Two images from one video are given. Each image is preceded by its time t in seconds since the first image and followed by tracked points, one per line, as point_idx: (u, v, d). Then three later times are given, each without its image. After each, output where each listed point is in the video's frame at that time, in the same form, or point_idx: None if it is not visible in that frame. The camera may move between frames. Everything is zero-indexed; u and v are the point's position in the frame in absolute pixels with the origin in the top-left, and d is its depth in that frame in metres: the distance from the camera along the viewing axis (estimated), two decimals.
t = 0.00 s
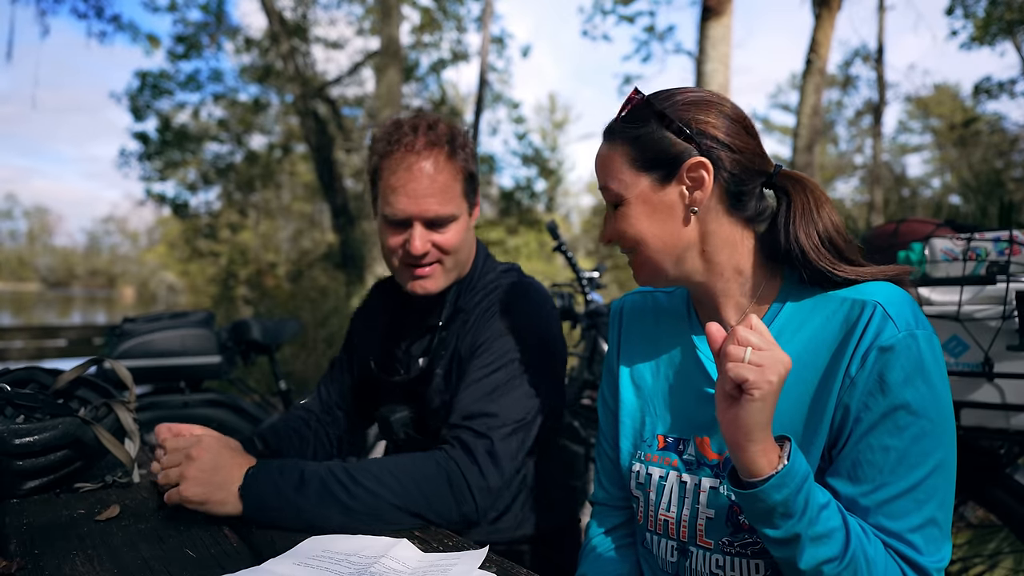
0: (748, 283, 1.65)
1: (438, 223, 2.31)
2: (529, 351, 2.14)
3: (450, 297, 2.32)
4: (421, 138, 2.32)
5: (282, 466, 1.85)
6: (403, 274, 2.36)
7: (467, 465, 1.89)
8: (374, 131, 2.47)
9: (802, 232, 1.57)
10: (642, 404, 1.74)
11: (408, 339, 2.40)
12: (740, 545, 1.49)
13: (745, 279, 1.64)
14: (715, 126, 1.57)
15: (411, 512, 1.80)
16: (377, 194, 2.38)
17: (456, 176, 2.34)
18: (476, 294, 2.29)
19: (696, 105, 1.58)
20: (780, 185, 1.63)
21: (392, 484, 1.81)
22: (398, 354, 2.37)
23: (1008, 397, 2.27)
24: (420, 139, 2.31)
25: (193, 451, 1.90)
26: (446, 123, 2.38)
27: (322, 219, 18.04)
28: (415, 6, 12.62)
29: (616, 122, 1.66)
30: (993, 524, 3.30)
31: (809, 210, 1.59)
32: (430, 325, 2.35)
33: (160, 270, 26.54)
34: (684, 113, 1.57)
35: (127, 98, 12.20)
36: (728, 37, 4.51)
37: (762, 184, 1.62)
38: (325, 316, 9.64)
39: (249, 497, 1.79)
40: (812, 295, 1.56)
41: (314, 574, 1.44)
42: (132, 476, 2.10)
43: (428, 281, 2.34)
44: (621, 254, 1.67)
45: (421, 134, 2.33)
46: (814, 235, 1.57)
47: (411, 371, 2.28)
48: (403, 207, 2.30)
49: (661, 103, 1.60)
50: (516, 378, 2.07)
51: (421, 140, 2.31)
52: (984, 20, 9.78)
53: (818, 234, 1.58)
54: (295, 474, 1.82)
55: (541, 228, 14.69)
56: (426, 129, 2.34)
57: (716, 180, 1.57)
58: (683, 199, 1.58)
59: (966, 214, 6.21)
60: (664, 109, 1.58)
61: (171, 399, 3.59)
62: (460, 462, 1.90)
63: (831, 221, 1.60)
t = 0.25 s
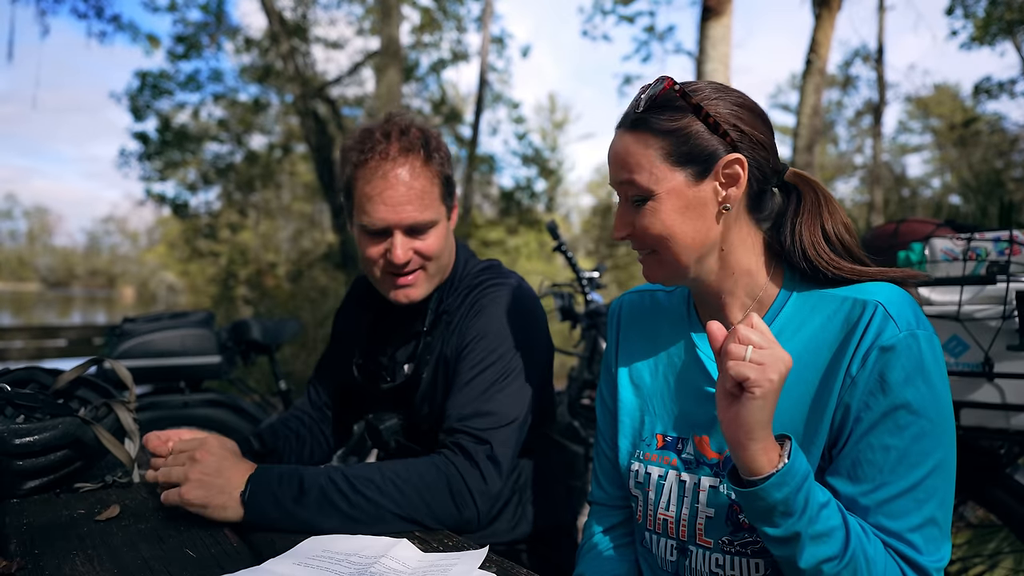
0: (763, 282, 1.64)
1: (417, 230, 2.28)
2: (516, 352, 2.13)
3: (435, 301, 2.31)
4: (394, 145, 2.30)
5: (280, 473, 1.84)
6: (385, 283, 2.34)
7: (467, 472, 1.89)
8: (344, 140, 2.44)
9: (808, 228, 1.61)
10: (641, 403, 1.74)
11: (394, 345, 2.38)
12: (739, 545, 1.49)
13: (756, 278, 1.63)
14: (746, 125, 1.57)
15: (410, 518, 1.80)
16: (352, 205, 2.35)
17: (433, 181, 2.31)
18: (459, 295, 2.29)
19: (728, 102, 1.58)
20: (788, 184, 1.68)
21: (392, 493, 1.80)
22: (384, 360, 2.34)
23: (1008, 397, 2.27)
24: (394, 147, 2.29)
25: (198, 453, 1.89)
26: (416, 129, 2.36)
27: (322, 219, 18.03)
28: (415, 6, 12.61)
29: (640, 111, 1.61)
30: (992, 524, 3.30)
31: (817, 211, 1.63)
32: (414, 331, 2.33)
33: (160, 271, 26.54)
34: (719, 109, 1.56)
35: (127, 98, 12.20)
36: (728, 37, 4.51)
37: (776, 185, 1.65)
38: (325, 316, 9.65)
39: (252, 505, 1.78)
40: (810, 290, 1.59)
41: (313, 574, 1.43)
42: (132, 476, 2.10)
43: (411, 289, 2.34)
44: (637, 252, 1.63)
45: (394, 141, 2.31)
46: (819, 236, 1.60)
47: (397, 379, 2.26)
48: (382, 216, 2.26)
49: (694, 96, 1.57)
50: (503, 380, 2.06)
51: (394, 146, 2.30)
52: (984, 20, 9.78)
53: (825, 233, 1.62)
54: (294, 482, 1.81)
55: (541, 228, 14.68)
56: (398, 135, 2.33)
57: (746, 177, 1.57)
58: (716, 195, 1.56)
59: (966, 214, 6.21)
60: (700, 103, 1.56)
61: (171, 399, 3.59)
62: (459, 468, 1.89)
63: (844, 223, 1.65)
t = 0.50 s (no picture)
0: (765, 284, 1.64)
1: (406, 233, 2.28)
2: (510, 351, 2.13)
3: (429, 302, 2.32)
4: (379, 150, 2.30)
5: (282, 471, 1.84)
6: (376, 285, 2.35)
7: (466, 472, 1.89)
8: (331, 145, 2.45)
9: (810, 236, 1.58)
10: (641, 402, 1.74)
11: (388, 346, 2.38)
12: (741, 546, 1.49)
13: (758, 279, 1.63)
14: (752, 125, 1.58)
15: (410, 518, 1.80)
16: (342, 210, 2.35)
17: (420, 183, 2.31)
18: (452, 295, 2.29)
19: (736, 101, 1.59)
20: (795, 190, 1.65)
21: (392, 492, 1.80)
22: (381, 361, 2.34)
23: (1008, 397, 2.26)
24: (379, 151, 2.29)
25: (203, 446, 1.90)
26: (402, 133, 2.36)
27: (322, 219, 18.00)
28: (415, 6, 12.61)
29: (646, 106, 1.63)
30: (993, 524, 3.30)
31: (821, 219, 1.61)
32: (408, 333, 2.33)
33: (160, 271, 26.52)
34: (728, 107, 1.57)
35: (127, 98, 12.20)
36: (728, 37, 4.51)
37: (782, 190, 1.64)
38: (326, 316, 9.67)
39: (253, 501, 1.79)
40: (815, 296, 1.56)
41: (314, 574, 1.43)
42: (132, 475, 2.10)
43: (401, 291, 2.35)
44: (633, 245, 1.66)
45: (380, 146, 2.32)
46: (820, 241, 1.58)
47: (393, 379, 2.27)
48: (370, 221, 2.26)
49: (701, 94, 1.58)
50: (496, 379, 2.05)
51: (379, 151, 2.30)
52: (984, 20, 9.78)
53: (828, 240, 1.59)
54: (294, 480, 1.81)
55: (541, 228, 14.68)
56: (383, 140, 2.34)
57: (747, 178, 1.57)
58: (714, 193, 1.57)
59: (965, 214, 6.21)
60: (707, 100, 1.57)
61: (171, 399, 3.59)
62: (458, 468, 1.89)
63: (850, 228, 1.62)
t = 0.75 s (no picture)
0: (762, 282, 1.64)
1: (415, 233, 2.27)
2: (512, 352, 2.13)
3: (434, 303, 2.32)
4: (389, 151, 2.31)
5: (283, 470, 1.84)
6: (384, 286, 2.34)
7: (468, 471, 1.89)
8: (340, 145, 2.46)
9: (809, 237, 1.57)
10: (640, 403, 1.74)
11: (393, 346, 2.38)
12: (738, 546, 1.49)
13: (756, 278, 1.63)
14: (747, 123, 1.58)
15: (409, 517, 1.80)
16: (351, 209, 2.36)
17: (429, 185, 2.31)
18: (456, 296, 2.29)
19: (733, 99, 1.58)
20: (795, 189, 1.65)
21: (393, 490, 1.80)
22: (385, 361, 2.34)
23: (1008, 397, 2.26)
24: (389, 151, 2.29)
25: (209, 442, 1.91)
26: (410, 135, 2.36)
27: (322, 219, 17.98)
28: (415, 6, 12.60)
29: (646, 104, 1.64)
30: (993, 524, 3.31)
31: (821, 219, 1.60)
32: (413, 332, 2.33)
33: (161, 271, 26.51)
34: (725, 106, 1.57)
35: (127, 98, 12.20)
36: (728, 37, 4.51)
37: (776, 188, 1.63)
38: (325, 316, 9.69)
39: (254, 499, 1.79)
40: (813, 299, 1.55)
41: (314, 574, 1.43)
42: (132, 475, 2.10)
43: (409, 292, 2.34)
44: (628, 240, 1.68)
45: (390, 146, 2.32)
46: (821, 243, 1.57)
47: (397, 379, 2.27)
48: (379, 221, 2.26)
49: (695, 90, 1.59)
50: (499, 381, 2.05)
51: (391, 152, 2.30)
52: (984, 20, 9.78)
53: (827, 240, 1.59)
54: (295, 477, 1.82)
55: (541, 228, 14.67)
56: (394, 140, 2.34)
57: (741, 176, 1.57)
58: (705, 190, 1.58)
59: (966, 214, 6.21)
60: (705, 98, 1.58)
61: (171, 400, 3.59)
62: (460, 467, 1.89)
63: (850, 228, 1.61)
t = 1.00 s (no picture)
0: (756, 282, 1.64)
1: (428, 233, 2.29)
2: (518, 354, 2.14)
3: (441, 304, 2.32)
4: (404, 149, 2.32)
5: (286, 466, 1.85)
6: (393, 285, 2.34)
7: (471, 472, 1.89)
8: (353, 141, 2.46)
9: (803, 238, 1.58)
10: (638, 403, 1.74)
11: (399, 347, 2.38)
12: (736, 545, 1.49)
13: (750, 277, 1.63)
14: (742, 124, 1.58)
15: (410, 517, 1.80)
16: (362, 208, 2.37)
17: (442, 184, 2.33)
18: (463, 297, 2.30)
19: (727, 101, 1.59)
20: (789, 189, 1.66)
21: (393, 489, 1.80)
22: (390, 361, 2.35)
23: (1008, 397, 2.26)
24: (404, 150, 2.30)
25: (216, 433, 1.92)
26: (422, 136, 2.37)
27: (322, 219, 17.97)
28: (415, 6, 12.60)
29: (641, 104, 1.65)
30: (993, 524, 3.31)
31: (815, 219, 1.61)
32: (421, 333, 2.34)
33: (161, 271, 26.50)
34: (721, 107, 1.58)
35: (127, 98, 12.20)
36: (728, 37, 4.51)
37: (769, 188, 1.63)
38: (325, 316, 9.69)
39: (257, 495, 1.78)
40: (809, 298, 1.55)
41: (314, 573, 1.43)
42: (132, 475, 2.11)
43: (419, 292, 2.34)
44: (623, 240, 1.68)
45: (405, 145, 2.33)
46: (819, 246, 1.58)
47: (403, 380, 2.28)
48: (392, 219, 2.27)
49: (689, 92, 1.60)
50: (505, 382, 2.06)
51: (405, 151, 2.31)
52: (984, 20, 9.78)
53: (822, 240, 1.59)
54: (298, 473, 1.82)
55: (541, 228, 14.67)
56: (409, 139, 2.35)
57: (735, 175, 1.57)
58: (700, 190, 1.58)
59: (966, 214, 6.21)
60: (703, 99, 1.58)
61: (171, 399, 3.59)
62: (463, 467, 1.89)
63: (844, 228, 1.62)
